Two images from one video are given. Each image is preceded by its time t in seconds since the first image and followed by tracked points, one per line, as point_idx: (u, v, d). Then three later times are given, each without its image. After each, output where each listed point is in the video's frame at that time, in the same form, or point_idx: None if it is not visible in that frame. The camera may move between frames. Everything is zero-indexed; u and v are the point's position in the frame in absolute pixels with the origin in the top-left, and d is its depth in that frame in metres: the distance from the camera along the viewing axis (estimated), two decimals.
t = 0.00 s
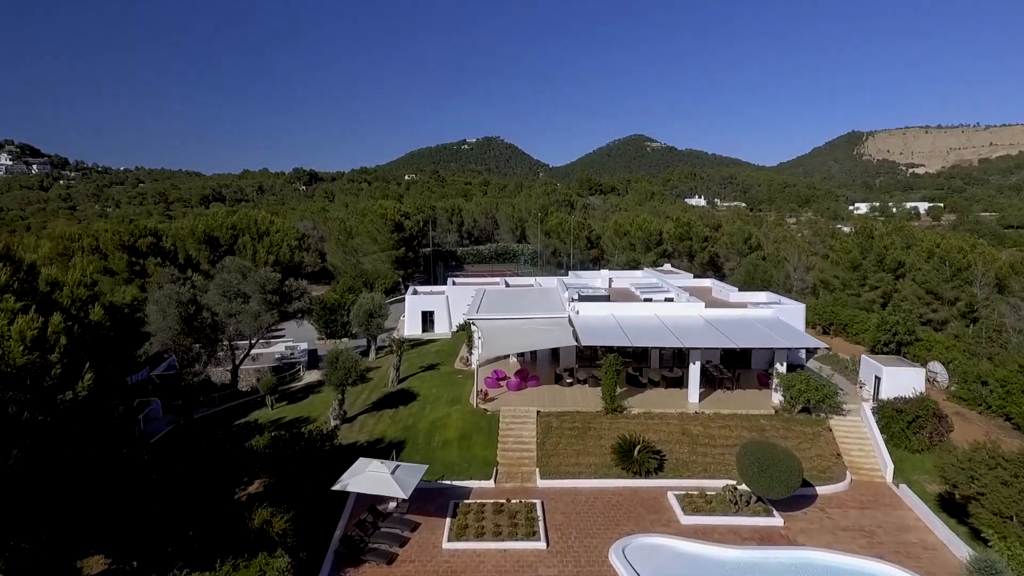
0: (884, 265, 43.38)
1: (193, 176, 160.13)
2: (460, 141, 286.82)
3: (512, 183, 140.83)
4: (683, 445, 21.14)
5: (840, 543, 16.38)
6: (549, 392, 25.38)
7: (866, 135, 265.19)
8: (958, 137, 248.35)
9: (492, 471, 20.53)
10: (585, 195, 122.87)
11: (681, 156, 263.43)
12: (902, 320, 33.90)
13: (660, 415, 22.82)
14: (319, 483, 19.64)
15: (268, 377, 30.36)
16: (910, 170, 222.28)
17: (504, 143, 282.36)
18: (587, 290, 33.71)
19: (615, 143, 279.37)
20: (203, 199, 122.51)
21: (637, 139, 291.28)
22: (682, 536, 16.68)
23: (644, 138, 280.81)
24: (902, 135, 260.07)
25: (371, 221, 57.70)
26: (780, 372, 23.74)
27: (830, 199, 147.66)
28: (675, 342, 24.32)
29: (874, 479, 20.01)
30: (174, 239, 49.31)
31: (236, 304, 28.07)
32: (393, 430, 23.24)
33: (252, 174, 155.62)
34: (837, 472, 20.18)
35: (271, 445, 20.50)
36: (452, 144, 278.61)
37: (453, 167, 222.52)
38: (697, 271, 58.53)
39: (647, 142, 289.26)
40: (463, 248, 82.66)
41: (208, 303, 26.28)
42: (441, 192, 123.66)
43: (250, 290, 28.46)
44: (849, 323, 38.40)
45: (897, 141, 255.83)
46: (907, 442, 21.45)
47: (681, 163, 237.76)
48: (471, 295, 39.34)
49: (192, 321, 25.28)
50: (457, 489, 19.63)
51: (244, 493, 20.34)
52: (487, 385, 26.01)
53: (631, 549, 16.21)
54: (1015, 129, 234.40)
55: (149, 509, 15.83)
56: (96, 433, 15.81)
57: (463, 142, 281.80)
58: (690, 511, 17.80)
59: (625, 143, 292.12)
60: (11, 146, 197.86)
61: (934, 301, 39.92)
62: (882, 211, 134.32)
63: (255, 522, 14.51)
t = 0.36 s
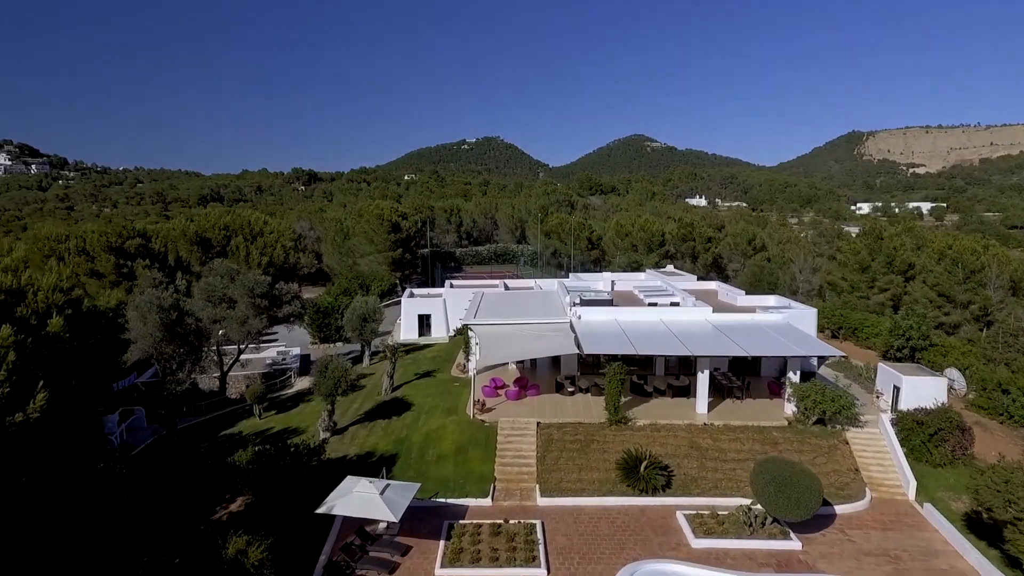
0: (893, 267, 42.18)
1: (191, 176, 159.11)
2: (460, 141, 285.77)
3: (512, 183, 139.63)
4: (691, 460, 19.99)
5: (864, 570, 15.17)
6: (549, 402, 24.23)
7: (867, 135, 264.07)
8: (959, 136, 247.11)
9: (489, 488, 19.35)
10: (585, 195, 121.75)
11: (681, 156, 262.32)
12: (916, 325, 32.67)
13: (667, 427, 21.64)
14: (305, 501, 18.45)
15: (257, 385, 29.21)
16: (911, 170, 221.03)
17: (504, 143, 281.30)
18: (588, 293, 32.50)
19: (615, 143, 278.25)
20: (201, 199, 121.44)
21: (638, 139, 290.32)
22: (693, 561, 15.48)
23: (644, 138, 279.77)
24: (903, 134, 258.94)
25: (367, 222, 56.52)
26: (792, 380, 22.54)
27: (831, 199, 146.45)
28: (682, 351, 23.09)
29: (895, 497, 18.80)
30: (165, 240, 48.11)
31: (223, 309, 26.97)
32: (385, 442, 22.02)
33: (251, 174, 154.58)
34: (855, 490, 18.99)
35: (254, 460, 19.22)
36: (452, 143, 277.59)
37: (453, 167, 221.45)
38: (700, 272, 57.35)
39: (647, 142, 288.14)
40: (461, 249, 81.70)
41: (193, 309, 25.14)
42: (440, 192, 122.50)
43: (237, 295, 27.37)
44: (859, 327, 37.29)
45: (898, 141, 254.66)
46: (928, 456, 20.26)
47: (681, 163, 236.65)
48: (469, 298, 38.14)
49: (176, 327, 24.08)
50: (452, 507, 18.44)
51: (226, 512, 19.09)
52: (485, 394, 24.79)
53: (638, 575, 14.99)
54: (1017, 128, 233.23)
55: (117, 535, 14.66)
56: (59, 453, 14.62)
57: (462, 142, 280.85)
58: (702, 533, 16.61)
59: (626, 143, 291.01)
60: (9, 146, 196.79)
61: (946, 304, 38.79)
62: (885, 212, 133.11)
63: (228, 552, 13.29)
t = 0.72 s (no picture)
0: (903, 268, 41.04)
1: (189, 176, 158.09)
2: (460, 140, 284.80)
3: (511, 183, 138.51)
4: (701, 477, 18.82)
5: None
6: (550, 412, 23.04)
7: (868, 135, 263.07)
8: (959, 136, 245.99)
9: (486, 507, 18.15)
10: (585, 195, 120.61)
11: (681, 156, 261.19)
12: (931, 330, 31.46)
13: (675, 440, 20.45)
14: (289, 522, 17.24)
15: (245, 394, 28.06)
16: (912, 170, 219.92)
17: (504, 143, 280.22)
18: (591, 297, 31.33)
19: (615, 143, 277.19)
20: (199, 199, 120.40)
21: (637, 139, 289.62)
22: None
23: (644, 138, 278.84)
24: (904, 134, 257.95)
25: (363, 222, 55.34)
26: (808, 390, 21.34)
27: (833, 199, 145.47)
28: (693, 359, 21.83)
29: (920, 517, 17.60)
30: (155, 241, 46.93)
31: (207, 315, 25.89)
32: (376, 457, 20.82)
33: (249, 174, 153.48)
34: (877, 510, 17.80)
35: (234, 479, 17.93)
36: (452, 144, 276.57)
37: (452, 167, 220.40)
38: (703, 274, 56.19)
39: (647, 142, 287.08)
40: (460, 250, 80.62)
41: (175, 315, 23.93)
42: (439, 192, 121.40)
43: (223, 300, 26.32)
44: (870, 331, 36.17)
45: (897, 141, 253.56)
46: (953, 471, 19.07)
47: (682, 163, 235.65)
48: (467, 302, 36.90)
49: (156, 334, 22.88)
50: (447, 528, 17.24)
51: (204, 534, 17.86)
52: (483, 405, 23.58)
53: None
54: (1019, 128, 232.14)
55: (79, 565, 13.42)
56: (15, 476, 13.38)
57: (462, 142, 279.86)
58: (715, 558, 15.41)
59: (626, 143, 289.98)
60: (7, 146, 195.74)
61: (960, 307, 37.66)
62: (887, 211, 131.91)
63: None
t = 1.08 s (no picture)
0: (914, 271, 39.88)
1: (188, 176, 157.17)
2: (460, 141, 284.03)
3: (511, 183, 137.46)
4: (713, 495, 17.61)
5: None
6: (551, 424, 21.84)
7: (869, 135, 262.11)
8: (961, 136, 245.01)
9: (483, 527, 16.93)
10: (586, 195, 119.55)
11: (682, 156, 260.16)
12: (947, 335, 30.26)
13: (684, 455, 19.25)
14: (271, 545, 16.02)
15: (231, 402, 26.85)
16: (913, 171, 218.86)
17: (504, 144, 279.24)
18: (593, 301, 30.14)
19: (616, 143, 276.23)
20: (197, 200, 119.35)
21: (637, 139, 288.68)
22: None
23: (644, 138, 277.95)
24: (905, 135, 256.94)
25: (360, 223, 54.16)
26: (825, 402, 20.11)
27: (834, 200, 144.39)
28: (704, 369, 20.59)
29: (949, 540, 16.40)
30: (146, 242, 45.78)
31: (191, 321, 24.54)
32: (366, 472, 19.61)
33: (248, 174, 152.43)
34: (903, 532, 16.58)
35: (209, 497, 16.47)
36: (451, 144, 275.62)
37: (452, 168, 219.36)
38: (707, 276, 55.02)
39: (647, 142, 286.12)
40: (459, 251, 79.49)
41: (156, 321, 22.75)
42: (438, 192, 120.31)
43: (207, 305, 25.24)
44: (881, 336, 34.98)
45: (898, 141, 252.62)
46: (980, 489, 17.89)
47: (682, 164, 234.70)
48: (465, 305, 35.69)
49: (135, 341, 21.70)
50: (440, 552, 16.01)
51: (180, 557, 16.62)
52: (481, 415, 22.38)
53: None
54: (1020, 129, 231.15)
55: None
56: None
57: (462, 142, 278.96)
58: None
59: (626, 143, 289.06)
60: (6, 145, 194.71)
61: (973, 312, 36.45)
62: (889, 212, 130.80)
63: None
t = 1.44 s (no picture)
0: (926, 273, 38.69)
1: (187, 176, 156.21)
2: (460, 140, 283.37)
3: (511, 182, 136.23)
4: (727, 518, 16.41)
5: None
6: (553, 437, 20.65)
7: (871, 135, 260.73)
8: (963, 135, 243.57)
9: (480, 553, 15.70)
10: (587, 195, 118.31)
11: (683, 155, 258.86)
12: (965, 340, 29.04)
13: (695, 473, 18.05)
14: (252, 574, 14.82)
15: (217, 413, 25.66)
16: (915, 170, 217.45)
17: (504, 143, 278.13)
18: (596, 305, 28.92)
19: (617, 143, 274.96)
20: (196, 200, 118.23)
21: (637, 138, 287.50)
22: None
23: (645, 137, 276.73)
24: (906, 134, 255.52)
25: (356, 223, 52.91)
26: (845, 416, 18.87)
27: (837, 199, 143.11)
28: (717, 382, 19.24)
29: (983, 568, 15.21)
30: (136, 244, 44.56)
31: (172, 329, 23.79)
32: (357, 491, 18.41)
33: (247, 173, 151.33)
34: (932, 558, 15.37)
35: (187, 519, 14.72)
36: (451, 143, 274.50)
37: (453, 167, 218.18)
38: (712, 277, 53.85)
39: (648, 142, 284.74)
40: (458, 251, 78.30)
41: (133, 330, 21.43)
42: (438, 192, 119.04)
43: (192, 310, 23.99)
44: (894, 342, 33.77)
45: (901, 140, 251.20)
46: (1013, 510, 16.68)
47: (683, 163, 233.47)
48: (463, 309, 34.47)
49: (112, 351, 20.47)
50: None
51: None
52: (478, 428, 21.19)
53: None
54: (1023, 127, 229.70)
55: None
56: None
57: (463, 141, 277.96)
58: None
59: (627, 143, 287.82)
60: (3, 144, 193.29)
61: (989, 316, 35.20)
62: (894, 212, 129.42)
63: None
